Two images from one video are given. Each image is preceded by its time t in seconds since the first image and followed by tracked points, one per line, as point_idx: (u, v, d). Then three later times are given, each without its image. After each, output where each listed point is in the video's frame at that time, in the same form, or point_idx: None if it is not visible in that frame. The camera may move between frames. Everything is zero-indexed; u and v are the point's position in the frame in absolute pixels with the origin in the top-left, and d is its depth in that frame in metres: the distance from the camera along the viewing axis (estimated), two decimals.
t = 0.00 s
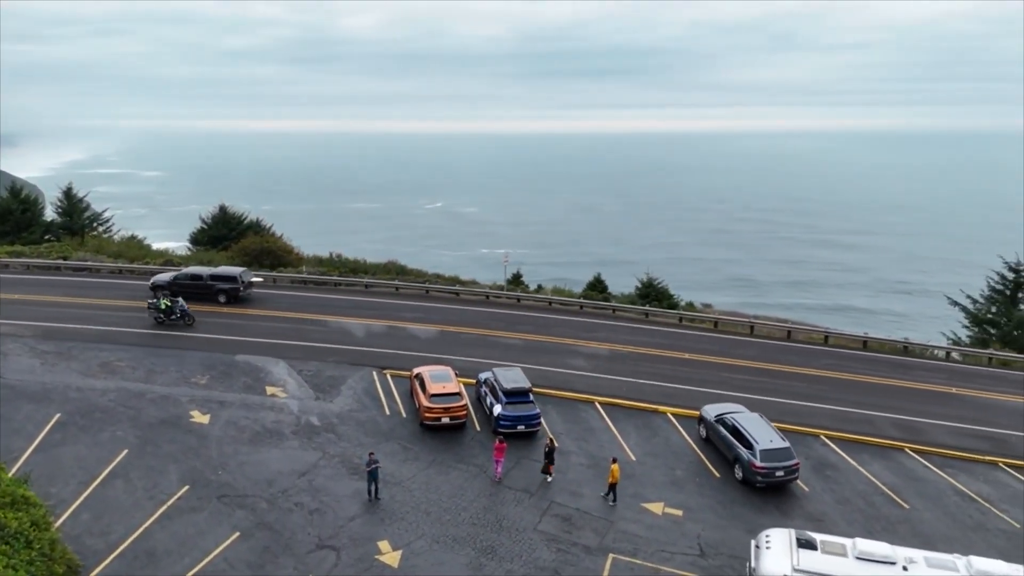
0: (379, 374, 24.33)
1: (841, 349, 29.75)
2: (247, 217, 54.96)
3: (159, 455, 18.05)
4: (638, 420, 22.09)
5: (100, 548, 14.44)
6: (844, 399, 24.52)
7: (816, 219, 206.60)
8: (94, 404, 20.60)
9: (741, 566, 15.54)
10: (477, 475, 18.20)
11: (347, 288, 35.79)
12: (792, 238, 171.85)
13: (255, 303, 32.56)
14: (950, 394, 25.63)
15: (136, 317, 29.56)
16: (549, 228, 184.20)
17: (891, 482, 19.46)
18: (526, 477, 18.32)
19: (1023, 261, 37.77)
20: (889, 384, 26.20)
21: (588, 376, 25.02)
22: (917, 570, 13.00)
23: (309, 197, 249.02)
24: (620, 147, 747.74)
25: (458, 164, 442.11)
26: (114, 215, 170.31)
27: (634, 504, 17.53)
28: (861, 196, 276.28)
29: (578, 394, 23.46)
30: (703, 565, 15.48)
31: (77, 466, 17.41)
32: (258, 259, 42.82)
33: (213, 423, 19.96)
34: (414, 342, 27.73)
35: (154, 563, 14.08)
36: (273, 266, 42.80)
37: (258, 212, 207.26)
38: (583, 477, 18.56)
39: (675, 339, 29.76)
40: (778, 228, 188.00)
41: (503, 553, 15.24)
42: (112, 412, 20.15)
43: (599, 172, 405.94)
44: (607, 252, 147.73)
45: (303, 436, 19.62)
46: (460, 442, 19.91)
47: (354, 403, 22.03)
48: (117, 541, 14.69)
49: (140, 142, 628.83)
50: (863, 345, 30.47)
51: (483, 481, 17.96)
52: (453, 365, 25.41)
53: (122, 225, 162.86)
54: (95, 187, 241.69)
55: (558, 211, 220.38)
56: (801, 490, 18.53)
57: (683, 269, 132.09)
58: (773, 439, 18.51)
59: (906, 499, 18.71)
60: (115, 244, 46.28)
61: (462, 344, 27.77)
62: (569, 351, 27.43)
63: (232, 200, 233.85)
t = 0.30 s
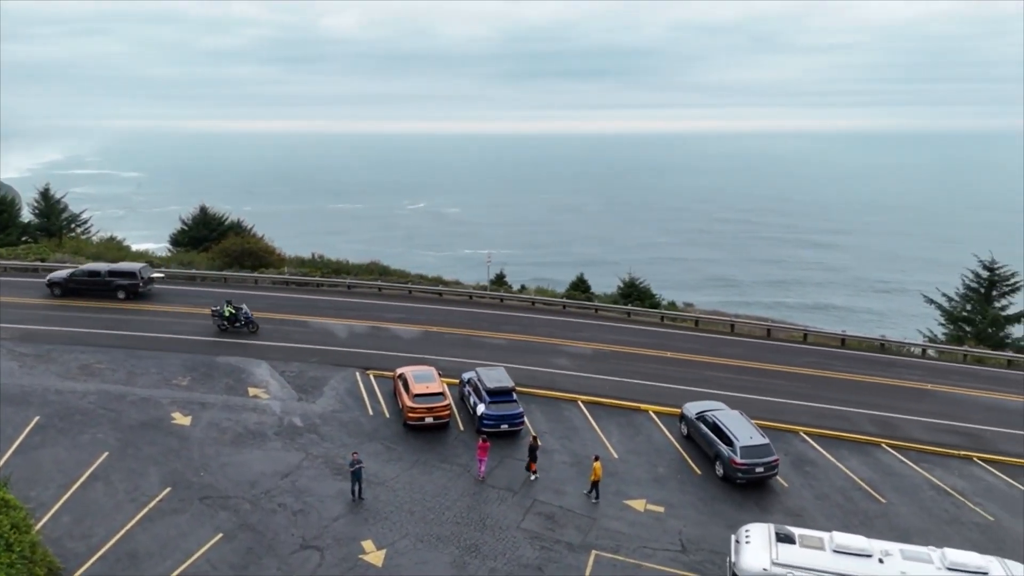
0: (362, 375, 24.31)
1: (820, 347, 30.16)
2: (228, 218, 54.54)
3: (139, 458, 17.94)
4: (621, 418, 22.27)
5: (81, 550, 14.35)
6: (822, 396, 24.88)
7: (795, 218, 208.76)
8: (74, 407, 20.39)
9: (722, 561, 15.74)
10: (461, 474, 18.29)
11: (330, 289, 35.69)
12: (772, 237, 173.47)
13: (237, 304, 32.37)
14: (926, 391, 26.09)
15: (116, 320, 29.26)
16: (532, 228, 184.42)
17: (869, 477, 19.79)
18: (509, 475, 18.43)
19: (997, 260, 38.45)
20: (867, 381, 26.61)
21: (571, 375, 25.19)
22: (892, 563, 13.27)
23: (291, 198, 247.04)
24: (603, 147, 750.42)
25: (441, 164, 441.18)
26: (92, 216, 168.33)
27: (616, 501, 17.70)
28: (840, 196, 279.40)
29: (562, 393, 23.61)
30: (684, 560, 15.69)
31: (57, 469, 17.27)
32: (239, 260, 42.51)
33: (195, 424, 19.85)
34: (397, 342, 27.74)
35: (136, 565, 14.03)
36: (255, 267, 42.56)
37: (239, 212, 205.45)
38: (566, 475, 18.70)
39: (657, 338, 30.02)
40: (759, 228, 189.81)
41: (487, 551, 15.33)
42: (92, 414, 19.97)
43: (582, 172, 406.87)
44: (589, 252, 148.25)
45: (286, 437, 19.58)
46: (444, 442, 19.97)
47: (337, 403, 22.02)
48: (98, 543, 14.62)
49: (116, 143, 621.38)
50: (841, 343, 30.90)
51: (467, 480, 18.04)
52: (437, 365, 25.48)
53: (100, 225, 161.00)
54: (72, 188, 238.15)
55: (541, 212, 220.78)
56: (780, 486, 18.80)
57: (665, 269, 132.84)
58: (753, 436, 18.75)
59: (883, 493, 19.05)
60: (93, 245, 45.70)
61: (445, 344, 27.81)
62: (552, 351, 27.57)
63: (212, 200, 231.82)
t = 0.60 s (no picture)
0: (348, 374, 24.39)
1: (801, 344, 30.60)
2: (211, 218, 54.28)
3: (125, 457, 17.94)
4: (605, 414, 22.54)
5: (69, 549, 14.40)
6: (803, 392, 25.28)
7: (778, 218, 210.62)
8: (59, 407, 20.34)
9: (704, 554, 16.03)
10: (447, 471, 18.46)
11: (315, 288, 35.70)
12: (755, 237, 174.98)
13: (223, 304, 32.32)
14: (904, 386, 26.59)
15: (99, 320, 29.13)
16: (516, 228, 184.62)
17: (848, 471, 20.19)
18: (496, 472, 18.62)
19: (973, 257, 39.17)
20: (846, 377, 27.09)
21: (556, 373, 25.42)
22: (869, 552, 13.53)
23: (275, 199, 245.63)
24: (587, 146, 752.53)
25: (425, 164, 440.37)
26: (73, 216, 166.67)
27: (601, 496, 17.95)
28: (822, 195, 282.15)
29: (548, 390, 23.84)
30: (668, 553, 15.96)
31: (42, 469, 17.25)
32: (224, 261, 42.39)
33: (181, 424, 19.88)
34: (384, 341, 27.85)
35: (123, 563, 14.09)
36: (239, 267, 42.45)
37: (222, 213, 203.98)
38: (552, 471, 18.92)
39: (641, 336, 30.33)
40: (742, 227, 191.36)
41: (474, 546, 15.52)
42: (77, 415, 19.93)
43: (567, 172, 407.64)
44: (573, 252, 148.78)
45: (273, 436, 19.65)
46: (430, 439, 20.12)
47: (324, 402, 22.10)
48: (86, 542, 14.67)
49: (97, 144, 614.05)
50: (822, 340, 31.36)
51: (453, 476, 18.21)
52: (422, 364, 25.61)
53: (81, 226, 159.47)
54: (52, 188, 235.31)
55: (526, 211, 221.16)
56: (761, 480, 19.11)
57: (649, 268, 133.48)
58: (735, 431, 19.07)
59: (861, 486, 19.46)
60: (75, 245, 45.33)
61: (431, 343, 27.96)
62: (537, 349, 27.79)
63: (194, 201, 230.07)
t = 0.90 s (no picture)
0: (337, 372, 24.57)
1: (784, 340, 31.09)
2: (198, 217, 54.08)
3: (116, 454, 18.06)
4: (593, 410, 22.88)
5: (61, 544, 14.56)
6: (786, 387, 25.74)
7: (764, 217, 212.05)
8: (49, 406, 20.41)
9: (689, 545, 16.39)
10: (436, 467, 18.70)
11: (303, 288, 35.80)
12: (741, 236, 176.19)
13: (212, 303, 32.38)
14: (885, 381, 27.11)
15: (87, 319, 29.07)
16: (504, 228, 184.72)
17: (829, 464, 20.63)
18: (484, 467, 18.87)
19: (953, 255, 39.90)
20: (828, 372, 27.59)
21: (544, 370, 25.73)
22: (847, 540, 13.91)
23: (261, 199, 244.20)
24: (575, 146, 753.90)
25: (413, 164, 439.49)
26: (57, 215, 165.21)
27: (587, 490, 18.26)
28: (807, 195, 284.30)
29: (536, 387, 24.14)
30: (653, 544, 16.29)
31: (33, 467, 17.34)
32: (212, 260, 42.33)
33: (171, 422, 20.00)
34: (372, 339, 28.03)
35: (116, 558, 14.24)
36: (227, 267, 42.39)
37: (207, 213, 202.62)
38: (539, 465, 19.24)
39: (627, 333, 30.69)
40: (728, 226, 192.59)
41: (463, 539, 15.78)
42: (66, 413, 20.00)
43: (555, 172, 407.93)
44: (561, 251, 149.06)
45: (263, 433, 19.81)
46: (420, 435, 20.35)
47: (313, 399, 22.27)
48: (78, 537, 14.80)
49: (81, 143, 608.44)
50: (805, 336, 31.88)
51: (442, 472, 18.45)
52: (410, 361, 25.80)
53: (66, 226, 158.18)
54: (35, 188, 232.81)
55: (514, 211, 221.40)
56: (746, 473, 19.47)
57: (636, 267, 133.99)
58: (719, 425, 19.45)
59: (842, 478, 19.89)
60: (62, 245, 45.08)
61: (420, 340, 28.19)
62: (525, 346, 28.09)
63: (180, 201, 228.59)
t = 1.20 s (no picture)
0: (327, 369, 24.76)
1: (769, 337, 31.57)
2: (187, 217, 53.97)
3: (108, 452, 18.19)
4: (581, 406, 23.21)
5: (55, 539, 14.73)
6: (771, 382, 26.19)
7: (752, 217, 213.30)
8: (40, 403, 20.53)
9: (674, 536, 16.76)
10: (426, 462, 18.96)
11: (294, 287, 35.92)
12: (730, 235, 177.17)
13: (201, 302, 32.47)
14: (867, 376, 27.64)
15: (76, 319, 29.10)
16: (493, 228, 184.97)
17: (811, 457, 21.07)
18: (473, 462, 19.16)
19: (933, 253, 40.51)
20: (813, 368, 28.07)
21: (532, 366, 26.05)
22: (827, 529, 14.29)
23: (249, 199, 243.01)
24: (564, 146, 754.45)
25: (402, 164, 438.68)
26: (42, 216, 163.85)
27: (575, 483, 18.60)
28: (794, 195, 286.27)
29: (524, 383, 24.46)
30: (640, 536, 16.65)
31: (25, 464, 17.46)
32: (201, 260, 42.30)
33: (163, 419, 20.15)
34: (362, 338, 28.26)
35: (110, 552, 14.43)
36: (217, 266, 42.40)
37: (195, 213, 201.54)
38: (528, 460, 19.56)
39: (615, 330, 31.06)
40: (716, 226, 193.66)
41: (453, 532, 16.07)
42: (58, 411, 20.12)
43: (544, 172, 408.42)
44: (550, 251, 149.40)
45: (254, 430, 20.01)
46: (410, 431, 20.61)
47: (304, 397, 22.49)
48: (72, 533, 14.97)
49: (66, 144, 602.94)
50: (790, 333, 32.40)
51: (433, 467, 18.72)
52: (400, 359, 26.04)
53: (51, 227, 156.98)
54: (20, 189, 230.88)
55: (503, 211, 221.62)
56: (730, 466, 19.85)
57: (625, 267, 134.41)
58: (703, 419, 19.84)
59: (824, 471, 20.32)
60: (50, 245, 44.92)
61: (410, 338, 28.43)
62: (514, 344, 28.37)
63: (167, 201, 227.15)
